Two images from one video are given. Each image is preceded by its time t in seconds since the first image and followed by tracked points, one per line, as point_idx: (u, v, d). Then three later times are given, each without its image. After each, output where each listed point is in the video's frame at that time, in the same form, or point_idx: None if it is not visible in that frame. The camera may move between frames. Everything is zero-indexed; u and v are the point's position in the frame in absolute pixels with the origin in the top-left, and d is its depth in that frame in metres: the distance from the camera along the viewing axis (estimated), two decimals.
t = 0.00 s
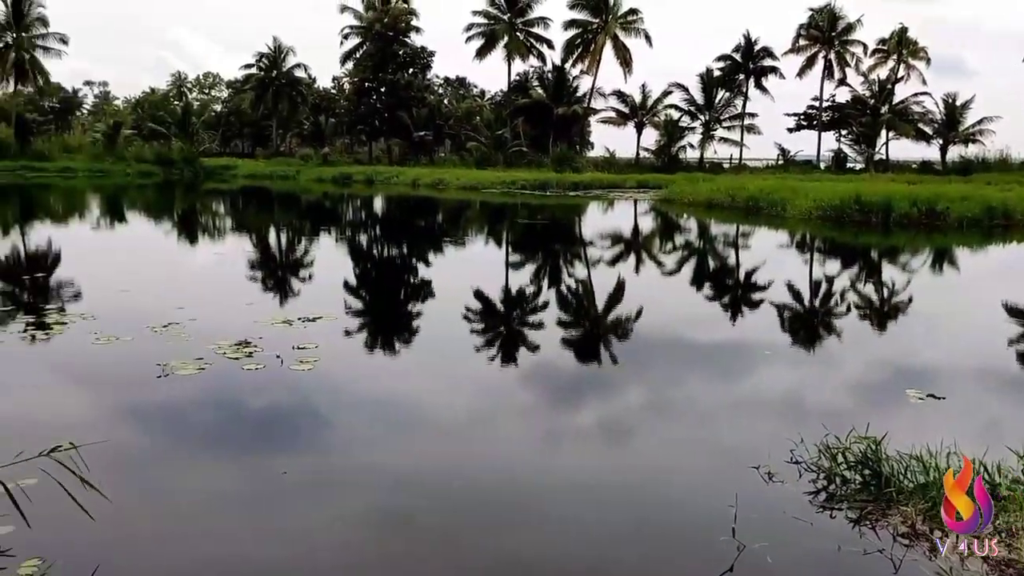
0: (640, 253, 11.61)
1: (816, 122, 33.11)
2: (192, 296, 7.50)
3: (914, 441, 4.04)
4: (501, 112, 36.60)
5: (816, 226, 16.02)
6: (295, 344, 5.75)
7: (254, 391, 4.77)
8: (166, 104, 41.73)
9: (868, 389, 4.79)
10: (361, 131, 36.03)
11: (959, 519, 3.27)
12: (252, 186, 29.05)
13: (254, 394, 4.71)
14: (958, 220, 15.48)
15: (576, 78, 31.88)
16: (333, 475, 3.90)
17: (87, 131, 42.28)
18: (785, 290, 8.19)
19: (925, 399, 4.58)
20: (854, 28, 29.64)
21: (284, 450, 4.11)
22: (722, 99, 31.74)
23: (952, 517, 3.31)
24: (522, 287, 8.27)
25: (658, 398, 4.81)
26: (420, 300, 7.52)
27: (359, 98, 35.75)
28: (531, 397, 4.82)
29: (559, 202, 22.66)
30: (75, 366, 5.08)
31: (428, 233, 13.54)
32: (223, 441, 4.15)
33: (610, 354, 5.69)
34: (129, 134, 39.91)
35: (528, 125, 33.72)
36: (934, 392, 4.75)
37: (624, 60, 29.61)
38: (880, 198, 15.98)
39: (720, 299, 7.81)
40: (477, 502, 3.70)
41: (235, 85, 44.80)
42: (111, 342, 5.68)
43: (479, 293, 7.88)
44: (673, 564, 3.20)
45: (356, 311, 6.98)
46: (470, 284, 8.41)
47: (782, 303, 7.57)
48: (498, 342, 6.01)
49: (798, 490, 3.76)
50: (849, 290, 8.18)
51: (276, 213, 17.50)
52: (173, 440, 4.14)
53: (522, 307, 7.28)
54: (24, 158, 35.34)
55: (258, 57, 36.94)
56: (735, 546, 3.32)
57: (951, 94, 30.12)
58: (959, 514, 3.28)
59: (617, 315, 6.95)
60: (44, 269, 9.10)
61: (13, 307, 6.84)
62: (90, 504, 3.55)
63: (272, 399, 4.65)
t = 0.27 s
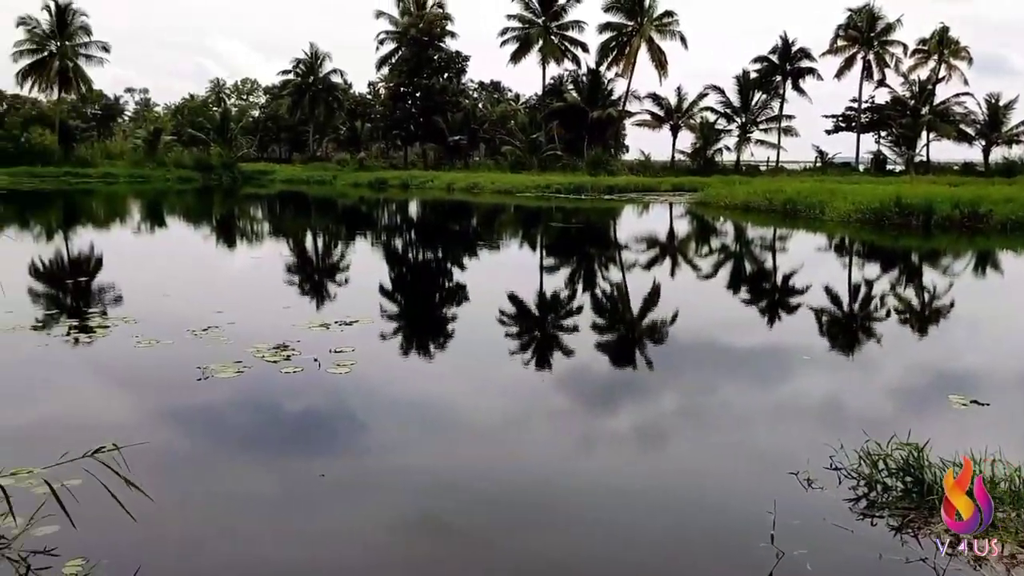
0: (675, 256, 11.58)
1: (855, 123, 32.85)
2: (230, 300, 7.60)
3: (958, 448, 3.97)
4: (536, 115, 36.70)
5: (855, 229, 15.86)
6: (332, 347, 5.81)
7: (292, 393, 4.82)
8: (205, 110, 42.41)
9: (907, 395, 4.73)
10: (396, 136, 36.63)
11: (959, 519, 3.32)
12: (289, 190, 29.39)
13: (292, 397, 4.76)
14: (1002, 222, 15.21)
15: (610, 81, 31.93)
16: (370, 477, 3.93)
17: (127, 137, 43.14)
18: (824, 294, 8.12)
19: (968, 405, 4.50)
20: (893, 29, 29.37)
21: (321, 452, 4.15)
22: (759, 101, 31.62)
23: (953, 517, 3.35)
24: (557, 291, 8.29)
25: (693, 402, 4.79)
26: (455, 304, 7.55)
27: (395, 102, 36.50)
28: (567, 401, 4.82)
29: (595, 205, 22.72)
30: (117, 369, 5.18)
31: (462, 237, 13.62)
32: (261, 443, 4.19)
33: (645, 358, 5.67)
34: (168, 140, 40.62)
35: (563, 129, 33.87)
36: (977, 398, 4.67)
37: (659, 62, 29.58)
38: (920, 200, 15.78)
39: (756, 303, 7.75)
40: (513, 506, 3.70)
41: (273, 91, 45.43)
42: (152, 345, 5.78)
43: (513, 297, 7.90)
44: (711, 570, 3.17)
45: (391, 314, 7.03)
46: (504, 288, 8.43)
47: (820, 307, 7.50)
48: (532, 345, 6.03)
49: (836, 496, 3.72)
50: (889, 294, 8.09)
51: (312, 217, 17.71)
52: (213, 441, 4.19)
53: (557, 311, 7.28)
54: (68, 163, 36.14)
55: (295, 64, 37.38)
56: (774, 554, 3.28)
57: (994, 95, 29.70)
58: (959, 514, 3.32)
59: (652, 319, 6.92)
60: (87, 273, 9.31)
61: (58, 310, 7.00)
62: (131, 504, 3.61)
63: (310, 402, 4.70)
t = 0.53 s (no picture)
0: (712, 261, 11.54)
1: (896, 126, 32.52)
2: (268, 305, 7.71)
3: (1004, 457, 3.88)
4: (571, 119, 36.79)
5: (896, 233, 15.67)
6: (369, 352, 5.86)
7: (328, 397, 4.86)
8: (242, 117, 43.16)
9: (949, 401, 4.65)
10: (432, 140, 37.66)
11: (958, 519, 3.38)
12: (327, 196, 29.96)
13: (328, 401, 4.80)
14: None
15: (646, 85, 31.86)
16: (405, 481, 3.94)
17: (168, 144, 44.12)
18: (863, 300, 8.03)
19: (1014, 413, 4.41)
20: (934, 30, 29.06)
21: (358, 456, 4.17)
22: (796, 104, 31.46)
23: (952, 517, 3.42)
24: (592, 295, 8.30)
25: (730, 408, 4.75)
26: (490, 308, 7.59)
27: (430, 108, 37.09)
28: (603, 406, 4.81)
29: (632, 210, 22.80)
30: (158, 372, 5.27)
31: (498, 242, 13.69)
32: (299, 446, 4.23)
33: (681, 363, 5.65)
34: (207, 147, 41.51)
35: (598, 134, 33.98)
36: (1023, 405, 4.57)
37: (694, 66, 29.53)
38: (963, 203, 15.52)
39: (794, 308, 7.68)
40: (548, 511, 3.69)
41: (310, 98, 46.06)
42: (193, 349, 5.87)
43: (548, 302, 7.93)
44: None
45: (426, 319, 7.08)
46: (539, 293, 8.46)
47: (858, 312, 7.42)
48: (567, 350, 6.03)
49: (878, 503, 3.66)
50: (930, 299, 7.97)
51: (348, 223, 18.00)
52: (250, 443, 4.24)
53: (592, 316, 7.29)
54: (111, 171, 37.06)
55: (332, 70, 37.82)
56: (814, 562, 3.23)
57: None
58: (959, 514, 3.38)
59: (688, 324, 6.90)
60: (128, 278, 9.50)
61: (101, 314, 7.16)
62: (171, 505, 3.66)
63: (346, 406, 4.73)
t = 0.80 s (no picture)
0: (752, 267, 11.49)
1: (941, 130, 32.16)
2: (309, 311, 7.81)
3: None
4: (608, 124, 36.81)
5: (942, 239, 15.41)
6: (409, 359, 5.90)
7: (368, 403, 4.90)
8: (282, 125, 43.91)
9: (998, 411, 4.56)
10: (471, 147, 37.69)
11: (958, 519, 3.44)
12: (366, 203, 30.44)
13: (369, 407, 4.84)
14: None
15: (686, 91, 32.14)
16: (444, 488, 3.95)
17: (210, 153, 45.12)
18: (907, 307, 7.93)
19: None
20: (980, 32, 28.68)
21: (398, 461, 4.19)
22: (838, 108, 31.22)
23: (952, 517, 3.48)
24: (630, 302, 8.32)
25: (771, 417, 4.71)
26: (528, 315, 7.63)
27: (468, 115, 37.05)
28: (643, 414, 4.78)
29: (673, 215, 22.81)
30: (202, 376, 5.36)
31: (536, 248, 13.78)
32: (339, 450, 4.27)
33: (721, 371, 5.61)
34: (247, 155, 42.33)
35: (637, 140, 34.08)
36: None
37: (735, 71, 29.40)
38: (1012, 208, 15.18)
39: (836, 315, 7.62)
40: (586, 518, 3.67)
41: (350, 105, 46.79)
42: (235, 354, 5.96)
43: (586, 308, 7.95)
44: None
45: (465, 326, 7.12)
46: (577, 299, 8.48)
47: (902, 319, 7.30)
48: (605, 358, 6.01)
49: (924, 512, 3.60)
50: (977, 306, 7.84)
51: (388, 229, 18.29)
52: (292, 448, 4.29)
53: (631, 322, 7.29)
54: (156, 179, 38.02)
55: (373, 78, 38.30)
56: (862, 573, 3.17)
57: None
58: (959, 515, 3.44)
59: (728, 331, 6.87)
60: (171, 284, 9.70)
61: (147, 320, 7.32)
62: (215, 508, 3.72)
63: (387, 412, 4.76)
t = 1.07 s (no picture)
0: (802, 274, 11.47)
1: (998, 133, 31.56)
2: (360, 318, 7.92)
3: None
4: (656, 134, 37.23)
5: (999, 245, 15.09)
6: (453, 364, 5.99)
7: (415, 410, 4.96)
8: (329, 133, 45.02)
9: None
10: (515, 154, 38.20)
11: (958, 519, 3.55)
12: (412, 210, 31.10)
13: (415, 413, 4.90)
14: None
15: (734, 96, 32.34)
16: (490, 494, 3.95)
17: (258, 159, 46.30)
18: (961, 314, 7.82)
19: None
20: None
21: (445, 466, 4.23)
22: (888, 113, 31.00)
23: (952, 517, 3.59)
24: (677, 308, 8.37)
25: (820, 427, 4.66)
26: (572, 321, 7.72)
27: (512, 122, 37.44)
28: (689, 422, 4.77)
29: (721, 221, 22.93)
30: (253, 381, 5.48)
31: (581, 254, 14.01)
32: (387, 456, 4.30)
33: (769, 380, 5.57)
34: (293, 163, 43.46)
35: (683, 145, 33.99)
36: None
37: (784, 75, 29.26)
38: None
39: (888, 322, 7.55)
40: (631, 528, 3.65)
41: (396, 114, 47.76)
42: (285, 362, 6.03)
43: (632, 314, 8.01)
44: None
45: (509, 332, 7.22)
46: (622, 306, 8.55)
47: (955, 327, 7.17)
48: (651, 365, 6.04)
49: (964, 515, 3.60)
50: None
51: (433, 235, 18.76)
52: (342, 453, 4.34)
53: (676, 329, 7.31)
54: (207, 186, 39.15)
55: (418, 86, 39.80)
56: None
57: None
58: (959, 514, 3.56)
59: (776, 338, 6.85)
60: (220, 291, 9.95)
61: (198, 326, 7.50)
62: (266, 512, 3.78)
63: (433, 418, 4.81)
